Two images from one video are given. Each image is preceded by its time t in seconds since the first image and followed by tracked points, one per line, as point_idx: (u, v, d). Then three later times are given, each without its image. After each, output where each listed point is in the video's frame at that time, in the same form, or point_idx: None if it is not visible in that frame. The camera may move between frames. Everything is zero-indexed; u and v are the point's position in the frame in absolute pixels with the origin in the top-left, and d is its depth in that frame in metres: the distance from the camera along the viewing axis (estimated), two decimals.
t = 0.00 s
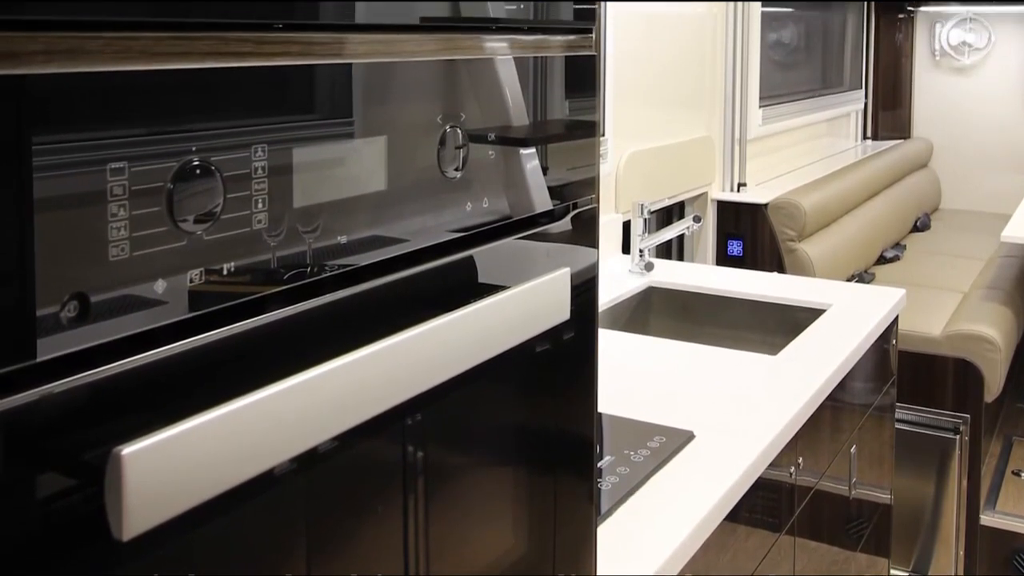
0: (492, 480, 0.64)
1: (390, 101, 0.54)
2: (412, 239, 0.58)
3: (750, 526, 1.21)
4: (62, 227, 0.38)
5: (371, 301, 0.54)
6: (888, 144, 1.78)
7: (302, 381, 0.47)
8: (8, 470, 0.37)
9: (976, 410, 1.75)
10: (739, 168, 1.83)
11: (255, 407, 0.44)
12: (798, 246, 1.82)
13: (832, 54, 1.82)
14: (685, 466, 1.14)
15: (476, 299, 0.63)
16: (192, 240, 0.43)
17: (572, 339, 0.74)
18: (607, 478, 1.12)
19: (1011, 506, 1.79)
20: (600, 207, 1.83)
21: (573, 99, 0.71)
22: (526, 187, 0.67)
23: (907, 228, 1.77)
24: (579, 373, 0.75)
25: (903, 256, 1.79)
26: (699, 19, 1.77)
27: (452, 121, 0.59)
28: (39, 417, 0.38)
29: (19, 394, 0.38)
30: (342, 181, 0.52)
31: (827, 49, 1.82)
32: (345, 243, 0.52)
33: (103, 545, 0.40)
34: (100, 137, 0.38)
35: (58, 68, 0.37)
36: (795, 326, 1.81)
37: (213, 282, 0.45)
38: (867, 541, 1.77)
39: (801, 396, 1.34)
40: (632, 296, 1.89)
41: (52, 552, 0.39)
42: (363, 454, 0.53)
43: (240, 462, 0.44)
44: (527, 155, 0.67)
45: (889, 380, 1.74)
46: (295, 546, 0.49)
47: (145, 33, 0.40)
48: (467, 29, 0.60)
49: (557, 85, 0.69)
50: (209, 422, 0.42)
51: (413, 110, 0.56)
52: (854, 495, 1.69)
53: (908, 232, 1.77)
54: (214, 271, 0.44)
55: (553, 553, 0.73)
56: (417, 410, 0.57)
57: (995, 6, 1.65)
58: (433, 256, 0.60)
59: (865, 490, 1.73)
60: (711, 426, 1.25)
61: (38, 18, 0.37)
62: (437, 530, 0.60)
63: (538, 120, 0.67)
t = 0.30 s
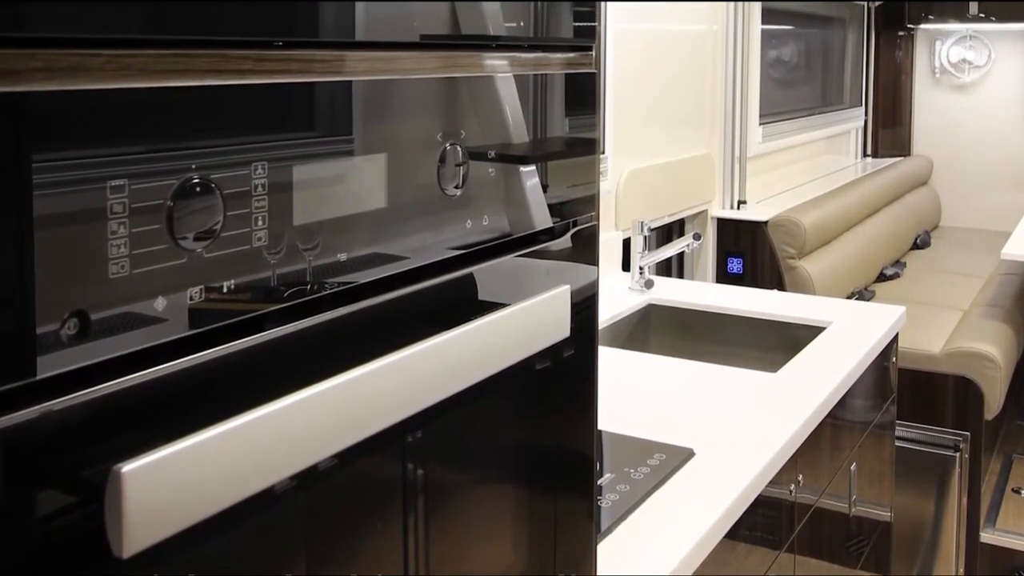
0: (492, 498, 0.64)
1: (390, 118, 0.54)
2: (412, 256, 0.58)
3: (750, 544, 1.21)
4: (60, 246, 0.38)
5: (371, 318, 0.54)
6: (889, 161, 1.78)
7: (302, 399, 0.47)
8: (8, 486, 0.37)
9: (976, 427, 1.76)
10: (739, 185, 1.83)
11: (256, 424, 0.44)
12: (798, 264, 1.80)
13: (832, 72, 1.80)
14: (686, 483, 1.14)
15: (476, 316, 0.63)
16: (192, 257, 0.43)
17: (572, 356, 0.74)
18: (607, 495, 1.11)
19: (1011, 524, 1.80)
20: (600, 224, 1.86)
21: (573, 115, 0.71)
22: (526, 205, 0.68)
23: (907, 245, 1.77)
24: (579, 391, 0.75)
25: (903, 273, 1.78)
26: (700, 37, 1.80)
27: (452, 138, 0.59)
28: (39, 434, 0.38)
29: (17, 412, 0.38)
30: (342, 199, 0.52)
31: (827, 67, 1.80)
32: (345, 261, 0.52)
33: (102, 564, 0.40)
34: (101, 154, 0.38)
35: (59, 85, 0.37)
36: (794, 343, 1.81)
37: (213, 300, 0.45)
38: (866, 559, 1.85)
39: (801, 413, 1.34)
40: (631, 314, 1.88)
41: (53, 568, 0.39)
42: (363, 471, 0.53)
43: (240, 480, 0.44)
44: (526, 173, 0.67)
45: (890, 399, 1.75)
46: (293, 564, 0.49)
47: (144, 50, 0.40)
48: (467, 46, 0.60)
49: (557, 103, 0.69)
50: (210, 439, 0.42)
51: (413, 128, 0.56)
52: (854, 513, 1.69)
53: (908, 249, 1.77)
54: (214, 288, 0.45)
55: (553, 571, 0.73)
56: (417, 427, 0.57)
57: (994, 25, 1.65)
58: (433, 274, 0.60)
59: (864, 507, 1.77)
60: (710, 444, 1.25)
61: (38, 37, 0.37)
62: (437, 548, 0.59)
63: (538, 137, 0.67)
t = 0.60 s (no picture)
0: (494, 520, 0.64)
1: (390, 138, 0.54)
2: (413, 276, 0.58)
3: (750, 564, 1.21)
4: (61, 265, 0.39)
5: (372, 338, 0.54)
6: (888, 182, 1.78)
7: (303, 419, 0.47)
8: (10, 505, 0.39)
9: (977, 447, 1.77)
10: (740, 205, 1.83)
11: (257, 444, 0.44)
12: (798, 283, 1.84)
13: (832, 92, 1.78)
14: (686, 503, 1.13)
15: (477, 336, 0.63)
16: (192, 278, 0.43)
17: (572, 376, 0.73)
18: (607, 515, 1.11)
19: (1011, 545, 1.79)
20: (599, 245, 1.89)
21: (573, 135, 0.71)
22: (526, 225, 0.68)
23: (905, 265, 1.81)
24: (579, 411, 0.75)
25: (903, 293, 1.84)
26: (699, 57, 1.74)
27: (452, 158, 0.60)
28: (41, 454, 0.39)
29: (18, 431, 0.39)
30: (342, 218, 0.52)
31: (826, 87, 1.78)
32: (345, 281, 0.52)
33: None
34: (98, 174, 0.39)
35: (61, 105, 0.39)
36: (794, 363, 1.87)
37: (214, 320, 0.44)
38: None
39: (801, 433, 1.34)
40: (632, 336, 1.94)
41: None
42: (363, 491, 0.53)
43: (241, 500, 0.43)
44: (526, 193, 0.67)
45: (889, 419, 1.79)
46: None
47: (145, 70, 0.40)
48: (466, 66, 0.59)
49: (557, 124, 0.69)
50: (211, 459, 0.42)
51: (413, 148, 0.56)
52: (854, 533, 1.70)
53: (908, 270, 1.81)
54: (214, 308, 0.44)
55: None
56: (417, 448, 0.57)
57: (995, 45, 1.61)
58: (433, 293, 0.60)
59: (864, 527, 1.77)
60: (710, 463, 1.25)
61: (35, 60, 0.37)
62: (437, 569, 0.59)
63: (538, 157, 0.67)
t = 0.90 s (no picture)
0: (495, 539, 0.63)
1: (390, 156, 0.55)
2: (413, 293, 0.58)
3: None
4: (60, 282, 0.39)
5: (373, 355, 0.54)
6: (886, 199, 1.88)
7: (305, 436, 0.46)
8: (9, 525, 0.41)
9: (976, 463, 1.84)
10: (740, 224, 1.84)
11: (260, 462, 0.44)
12: (797, 301, 1.84)
13: (832, 110, 1.89)
14: (685, 521, 1.13)
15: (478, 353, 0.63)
16: (192, 295, 0.43)
17: (572, 394, 0.73)
18: (607, 533, 1.09)
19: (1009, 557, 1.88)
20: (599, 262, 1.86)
21: (573, 153, 0.71)
22: (526, 243, 0.68)
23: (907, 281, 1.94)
24: (579, 430, 0.74)
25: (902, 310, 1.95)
26: (699, 74, 1.70)
27: (452, 176, 0.60)
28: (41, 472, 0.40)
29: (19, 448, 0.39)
30: (341, 236, 0.52)
31: (826, 105, 1.89)
32: (345, 298, 0.52)
33: None
34: (98, 192, 0.39)
35: (60, 124, 0.39)
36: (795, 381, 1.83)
37: (213, 337, 0.44)
38: None
39: (801, 450, 1.34)
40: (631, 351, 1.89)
41: None
42: (363, 508, 0.52)
43: (243, 518, 0.43)
44: (526, 211, 0.67)
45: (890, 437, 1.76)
46: None
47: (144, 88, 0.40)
48: (467, 83, 0.59)
49: (558, 142, 0.70)
50: (213, 476, 0.42)
51: (414, 166, 0.57)
52: (854, 551, 1.68)
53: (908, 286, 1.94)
54: (214, 325, 0.44)
55: None
56: (417, 465, 0.56)
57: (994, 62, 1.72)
58: (432, 311, 0.60)
59: (865, 546, 1.72)
60: (709, 480, 1.25)
61: (35, 78, 0.37)
62: None
63: (538, 175, 0.67)
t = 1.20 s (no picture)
0: (494, 559, 0.63)
1: (390, 176, 0.55)
2: (413, 313, 0.58)
3: None
4: (59, 303, 0.39)
5: (371, 376, 0.54)
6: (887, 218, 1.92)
7: (302, 456, 0.46)
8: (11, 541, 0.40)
9: (977, 484, 1.82)
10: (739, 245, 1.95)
11: (259, 482, 0.43)
12: (798, 320, 1.95)
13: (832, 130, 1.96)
14: (685, 541, 1.13)
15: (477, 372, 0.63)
16: (192, 315, 0.43)
17: (572, 414, 0.73)
18: (606, 553, 1.07)
19: None
20: (599, 283, 1.83)
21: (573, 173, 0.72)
22: (526, 262, 0.68)
23: (908, 301, 2.00)
24: (579, 449, 0.74)
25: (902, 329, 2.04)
26: (699, 95, 1.77)
27: (452, 196, 0.60)
28: (43, 491, 0.40)
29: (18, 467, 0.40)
30: (341, 255, 0.52)
31: (826, 126, 1.95)
32: (345, 317, 0.52)
33: None
34: (97, 213, 0.40)
35: (59, 144, 0.39)
36: (795, 402, 1.82)
37: (213, 357, 0.44)
38: None
39: (801, 471, 1.33)
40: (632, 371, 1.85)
41: None
42: (363, 528, 0.52)
43: (242, 539, 0.43)
44: (526, 231, 0.67)
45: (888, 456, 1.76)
46: None
47: (144, 108, 0.40)
48: (467, 103, 0.60)
49: (557, 162, 0.70)
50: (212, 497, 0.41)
51: (413, 186, 0.57)
52: (854, 570, 1.67)
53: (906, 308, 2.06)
54: (214, 345, 0.44)
55: None
56: (417, 485, 0.56)
57: (994, 82, 1.75)
58: (432, 330, 0.60)
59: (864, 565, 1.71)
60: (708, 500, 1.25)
61: (38, 98, 0.38)
62: None
63: (538, 195, 0.67)
